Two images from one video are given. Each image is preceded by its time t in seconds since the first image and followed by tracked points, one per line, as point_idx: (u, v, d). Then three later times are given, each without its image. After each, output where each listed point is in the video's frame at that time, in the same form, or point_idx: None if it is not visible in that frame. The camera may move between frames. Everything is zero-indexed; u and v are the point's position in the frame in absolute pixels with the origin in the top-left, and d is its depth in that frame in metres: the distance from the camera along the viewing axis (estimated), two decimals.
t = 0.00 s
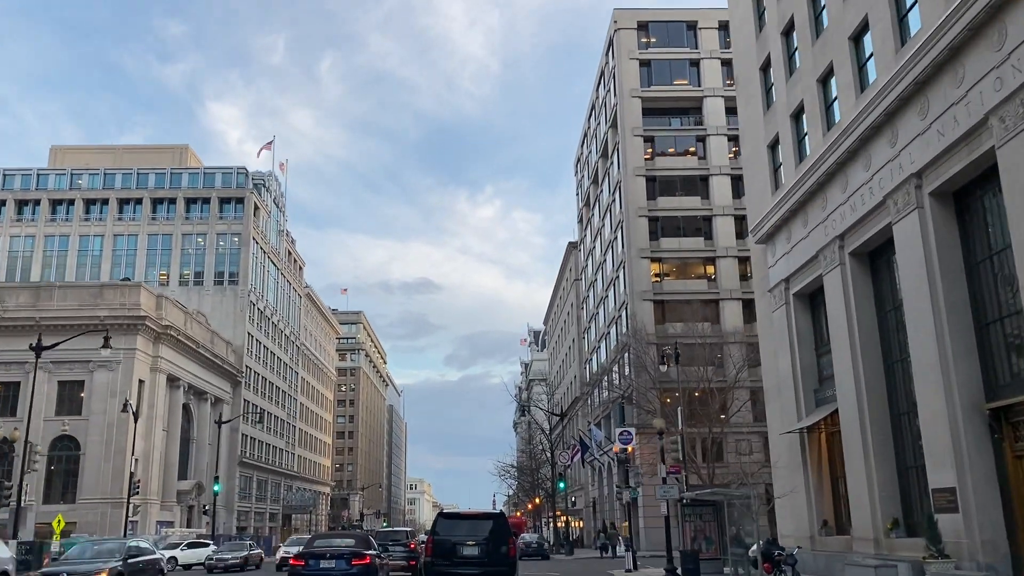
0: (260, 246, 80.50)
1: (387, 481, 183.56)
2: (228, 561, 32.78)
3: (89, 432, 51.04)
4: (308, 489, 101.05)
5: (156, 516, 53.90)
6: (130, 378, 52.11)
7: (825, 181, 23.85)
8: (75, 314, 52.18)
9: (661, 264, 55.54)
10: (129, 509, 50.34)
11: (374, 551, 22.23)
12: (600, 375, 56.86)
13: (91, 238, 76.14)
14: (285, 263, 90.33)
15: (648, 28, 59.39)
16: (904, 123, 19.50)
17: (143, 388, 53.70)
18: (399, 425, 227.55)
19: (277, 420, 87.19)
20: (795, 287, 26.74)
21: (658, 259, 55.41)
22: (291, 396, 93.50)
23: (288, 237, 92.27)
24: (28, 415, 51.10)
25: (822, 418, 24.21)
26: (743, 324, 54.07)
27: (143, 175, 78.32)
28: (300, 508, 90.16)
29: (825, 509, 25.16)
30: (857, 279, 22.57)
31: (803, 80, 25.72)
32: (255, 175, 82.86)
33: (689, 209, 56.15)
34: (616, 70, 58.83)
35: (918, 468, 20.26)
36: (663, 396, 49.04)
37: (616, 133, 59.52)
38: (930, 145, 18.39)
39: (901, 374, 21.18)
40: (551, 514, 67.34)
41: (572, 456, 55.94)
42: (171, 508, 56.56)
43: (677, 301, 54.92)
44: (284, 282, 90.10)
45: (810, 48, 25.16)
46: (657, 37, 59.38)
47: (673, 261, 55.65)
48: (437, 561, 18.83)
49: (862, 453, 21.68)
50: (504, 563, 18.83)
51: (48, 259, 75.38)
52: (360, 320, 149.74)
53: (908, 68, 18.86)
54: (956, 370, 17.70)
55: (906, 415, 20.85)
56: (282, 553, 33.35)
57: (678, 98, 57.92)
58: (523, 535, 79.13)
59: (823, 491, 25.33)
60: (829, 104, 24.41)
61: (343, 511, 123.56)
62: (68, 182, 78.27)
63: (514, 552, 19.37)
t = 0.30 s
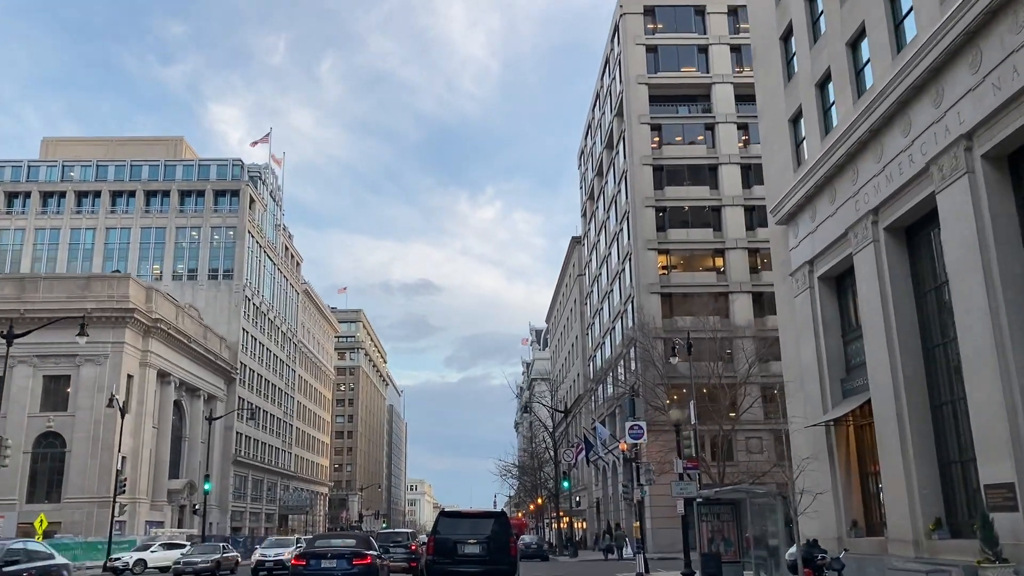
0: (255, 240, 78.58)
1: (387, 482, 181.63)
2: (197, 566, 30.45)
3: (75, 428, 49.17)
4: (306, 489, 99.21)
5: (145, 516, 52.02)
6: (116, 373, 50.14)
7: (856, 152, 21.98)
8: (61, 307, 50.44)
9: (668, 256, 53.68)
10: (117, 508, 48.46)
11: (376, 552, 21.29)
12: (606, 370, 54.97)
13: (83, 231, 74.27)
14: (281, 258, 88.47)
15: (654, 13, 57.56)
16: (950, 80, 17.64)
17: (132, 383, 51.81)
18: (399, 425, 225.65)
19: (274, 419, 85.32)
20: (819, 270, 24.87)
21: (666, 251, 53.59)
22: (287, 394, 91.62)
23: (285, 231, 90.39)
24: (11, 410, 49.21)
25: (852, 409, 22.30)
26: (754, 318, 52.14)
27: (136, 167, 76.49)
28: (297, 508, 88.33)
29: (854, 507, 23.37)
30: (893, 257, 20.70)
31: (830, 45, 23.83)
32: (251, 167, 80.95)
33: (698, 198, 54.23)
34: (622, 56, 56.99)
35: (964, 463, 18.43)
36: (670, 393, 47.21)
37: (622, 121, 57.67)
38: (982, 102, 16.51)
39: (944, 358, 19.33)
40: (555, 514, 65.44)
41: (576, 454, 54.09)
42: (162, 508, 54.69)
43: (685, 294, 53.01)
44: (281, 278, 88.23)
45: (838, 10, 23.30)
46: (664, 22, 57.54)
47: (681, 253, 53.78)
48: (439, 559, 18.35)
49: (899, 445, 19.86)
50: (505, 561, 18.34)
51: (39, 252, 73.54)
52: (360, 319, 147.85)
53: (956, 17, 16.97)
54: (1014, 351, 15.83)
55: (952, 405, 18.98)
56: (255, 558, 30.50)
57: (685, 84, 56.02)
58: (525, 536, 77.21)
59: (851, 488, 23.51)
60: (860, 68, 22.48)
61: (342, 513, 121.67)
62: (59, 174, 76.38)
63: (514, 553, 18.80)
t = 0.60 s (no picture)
0: (250, 236, 76.69)
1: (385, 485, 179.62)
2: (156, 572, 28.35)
3: (58, 426, 47.23)
4: (302, 491, 97.26)
5: (132, 519, 50.09)
6: (101, 369, 48.13)
7: (893, 119, 20.14)
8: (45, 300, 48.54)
9: (675, 249, 51.85)
10: (101, 510, 46.50)
11: (376, 556, 22.46)
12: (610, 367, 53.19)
13: (73, 226, 72.37)
14: (277, 255, 86.63)
15: None
16: (1008, 29, 15.81)
17: (119, 380, 49.88)
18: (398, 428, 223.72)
19: (269, 419, 83.34)
20: (848, 251, 23.03)
21: (673, 244, 51.74)
22: (283, 395, 89.66)
23: (281, 228, 88.54)
24: None
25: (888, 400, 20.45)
26: (764, 313, 50.24)
27: (128, 160, 74.52)
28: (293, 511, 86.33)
29: (887, 506, 21.59)
30: (936, 232, 18.84)
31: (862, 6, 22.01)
32: (246, 161, 79.11)
33: (705, 189, 52.37)
34: (627, 43, 55.23)
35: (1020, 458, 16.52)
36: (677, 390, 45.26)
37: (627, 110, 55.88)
38: None
39: (995, 342, 17.46)
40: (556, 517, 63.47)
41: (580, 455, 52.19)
42: (149, 510, 52.74)
43: (692, 288, 51.18)
44: (276, 275, 86.34)
45: None
46: (670, 8, 55.78)
47: (689, 247, 51.91)
48: (438, 563, 18.32)
49: (943, 438, 17.99)
50: (505, 566, 18.26)
51: (27, 247, 71.67)
52: (358, 319, 145.91)
53: None
54: None
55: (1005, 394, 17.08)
56: (222, 563, 28.63)
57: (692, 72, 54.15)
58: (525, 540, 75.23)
59: (885, 488, 21.67)
60: (895, 29, 20.60)
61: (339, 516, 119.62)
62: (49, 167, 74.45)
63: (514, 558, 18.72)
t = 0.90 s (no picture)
0: (244, 231, 74.77)
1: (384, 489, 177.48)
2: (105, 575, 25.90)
3: (39, 424, 45.27)
4: (297, 494, 95.20)
5: (117, 521, 48.11)
6: (85, 365, 46.12)
7: (937, 78, 18.22)
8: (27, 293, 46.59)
9: (683, 242, 50.01)
10: (84, 512, 44.50)
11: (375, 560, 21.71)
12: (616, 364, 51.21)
13: (62, 220, 70.43)
14: (272, 252, 84.72)
15: None
16: None
17: (104, 376, 47.94)
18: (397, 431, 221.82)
19: (263, 420, 81.35)
20: (882, 229, 21.12)
21: (680, 237, 49.88)
22: (278, 395, 87.67)
23: (276, 224, 86.63)
24: None
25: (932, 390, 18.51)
26: (776, 308, 48.29)
27: (119, 153, 72.67)
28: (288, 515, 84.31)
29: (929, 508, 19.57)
30: (988, 201, 16.92)
31: None
32: (240, 155, 77.23)
33: (715, 180, 50.49)
34: (633, 30, 53.38)
35: None
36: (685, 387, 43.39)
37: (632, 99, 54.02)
38: None
39: None
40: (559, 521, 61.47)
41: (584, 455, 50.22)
42: (136, 512, 50.76)
43: (701, 283, 49.29)
44: (271, 273, 84.44)
45: None
46: None
47: (697, 239, 50.05)
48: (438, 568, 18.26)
49: (999, 431, 16.05)
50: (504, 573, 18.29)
51: (15, 242, 69.75)
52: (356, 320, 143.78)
53: None
54: None
55: None
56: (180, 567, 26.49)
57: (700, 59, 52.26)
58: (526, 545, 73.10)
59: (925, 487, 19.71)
60: None
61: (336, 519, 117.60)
62: (38, 160, 72.54)
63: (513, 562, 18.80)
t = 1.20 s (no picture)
0: (238, 226, 72.75)
1: (383, 493, 175.33)
2: None
3: (18, 423, 43.24)
4: (293, 498, 93.03)
5: (102, 524, 46.06)
6: (67, 361, 44.09)
7: (992, 29, 16.26)
8: (9, 286, 44.66)
9: (692, 234, 48.08)
10: (65, 514, 42.45)
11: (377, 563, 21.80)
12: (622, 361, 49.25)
13: (51, 214, 68.32)
14: (268, 249, 82.76)
15: None
16: None
17: (88, 373, 45.92)
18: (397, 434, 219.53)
19: (258, 421, 79.27)
20: (924, 202, 19.18)
21: (689, 228, 47.95)
22: (274, 396, 85.59)
23: (272, 220, 84.71)
24: None
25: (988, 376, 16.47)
26: (789, 302, 46.36)
27: (110, 146, 70.79)
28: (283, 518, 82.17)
29: (980, 512, 17.50)
30: None
31: None
32: (235, 148, 75.36)
33: (725, 169, 48.64)
34: (640, 15, 51.56)
35: None
36: (695, 385, 41.46)
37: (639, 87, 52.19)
38: None
39: None
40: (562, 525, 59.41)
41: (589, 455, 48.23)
42: (122, 515, 48.69)
43: (710, 276, 47.38)
44: (267, 270, 82.47)
45: None
46: None
47: (706, 231, 48.12)
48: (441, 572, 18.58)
49: None
50: None
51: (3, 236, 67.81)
52: (355, 320, 141.56)
53: None
54: None
55: None
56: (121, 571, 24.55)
57: (709, 45, 50.49)
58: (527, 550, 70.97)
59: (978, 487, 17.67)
60: None
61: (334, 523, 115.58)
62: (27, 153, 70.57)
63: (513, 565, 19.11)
